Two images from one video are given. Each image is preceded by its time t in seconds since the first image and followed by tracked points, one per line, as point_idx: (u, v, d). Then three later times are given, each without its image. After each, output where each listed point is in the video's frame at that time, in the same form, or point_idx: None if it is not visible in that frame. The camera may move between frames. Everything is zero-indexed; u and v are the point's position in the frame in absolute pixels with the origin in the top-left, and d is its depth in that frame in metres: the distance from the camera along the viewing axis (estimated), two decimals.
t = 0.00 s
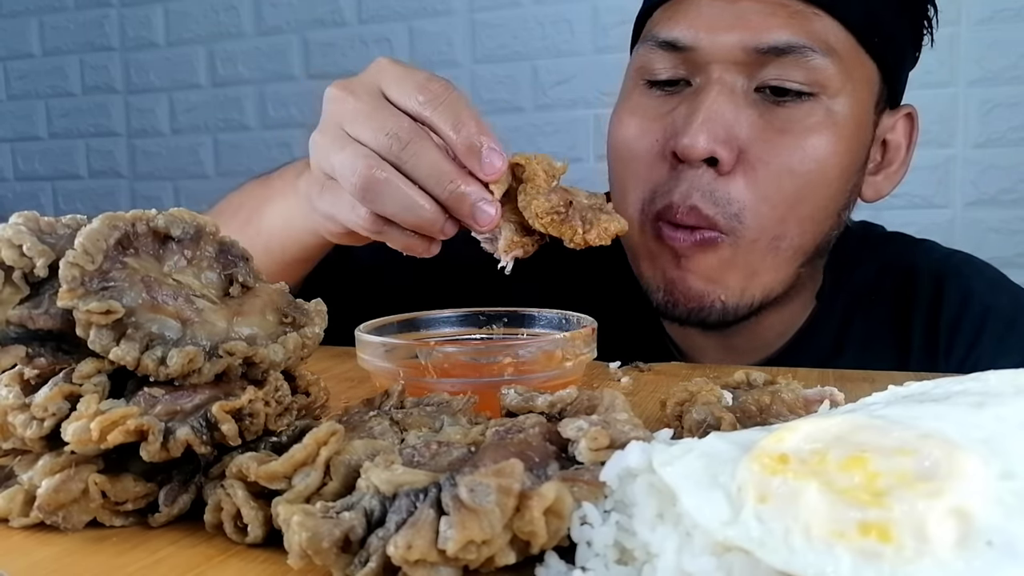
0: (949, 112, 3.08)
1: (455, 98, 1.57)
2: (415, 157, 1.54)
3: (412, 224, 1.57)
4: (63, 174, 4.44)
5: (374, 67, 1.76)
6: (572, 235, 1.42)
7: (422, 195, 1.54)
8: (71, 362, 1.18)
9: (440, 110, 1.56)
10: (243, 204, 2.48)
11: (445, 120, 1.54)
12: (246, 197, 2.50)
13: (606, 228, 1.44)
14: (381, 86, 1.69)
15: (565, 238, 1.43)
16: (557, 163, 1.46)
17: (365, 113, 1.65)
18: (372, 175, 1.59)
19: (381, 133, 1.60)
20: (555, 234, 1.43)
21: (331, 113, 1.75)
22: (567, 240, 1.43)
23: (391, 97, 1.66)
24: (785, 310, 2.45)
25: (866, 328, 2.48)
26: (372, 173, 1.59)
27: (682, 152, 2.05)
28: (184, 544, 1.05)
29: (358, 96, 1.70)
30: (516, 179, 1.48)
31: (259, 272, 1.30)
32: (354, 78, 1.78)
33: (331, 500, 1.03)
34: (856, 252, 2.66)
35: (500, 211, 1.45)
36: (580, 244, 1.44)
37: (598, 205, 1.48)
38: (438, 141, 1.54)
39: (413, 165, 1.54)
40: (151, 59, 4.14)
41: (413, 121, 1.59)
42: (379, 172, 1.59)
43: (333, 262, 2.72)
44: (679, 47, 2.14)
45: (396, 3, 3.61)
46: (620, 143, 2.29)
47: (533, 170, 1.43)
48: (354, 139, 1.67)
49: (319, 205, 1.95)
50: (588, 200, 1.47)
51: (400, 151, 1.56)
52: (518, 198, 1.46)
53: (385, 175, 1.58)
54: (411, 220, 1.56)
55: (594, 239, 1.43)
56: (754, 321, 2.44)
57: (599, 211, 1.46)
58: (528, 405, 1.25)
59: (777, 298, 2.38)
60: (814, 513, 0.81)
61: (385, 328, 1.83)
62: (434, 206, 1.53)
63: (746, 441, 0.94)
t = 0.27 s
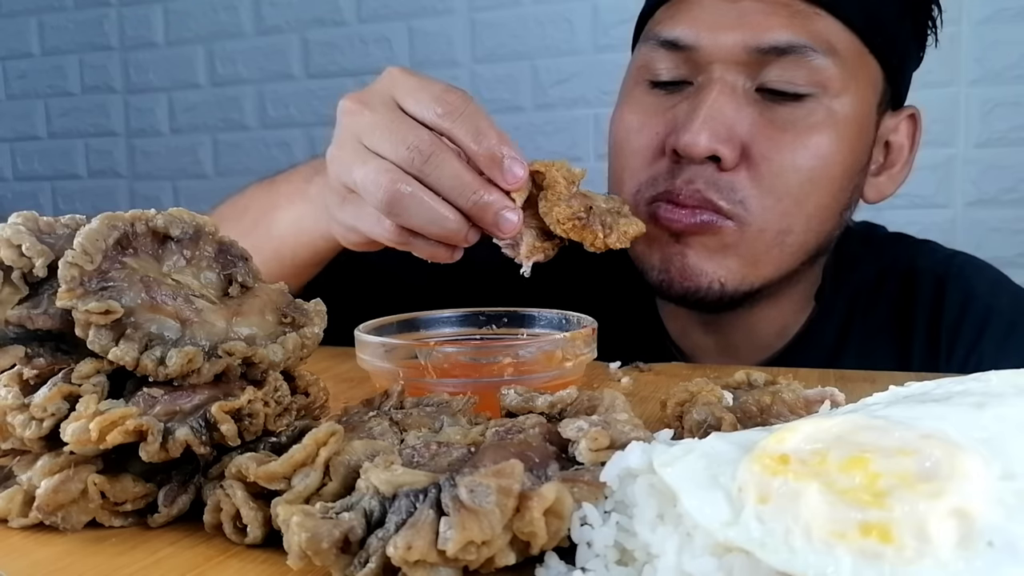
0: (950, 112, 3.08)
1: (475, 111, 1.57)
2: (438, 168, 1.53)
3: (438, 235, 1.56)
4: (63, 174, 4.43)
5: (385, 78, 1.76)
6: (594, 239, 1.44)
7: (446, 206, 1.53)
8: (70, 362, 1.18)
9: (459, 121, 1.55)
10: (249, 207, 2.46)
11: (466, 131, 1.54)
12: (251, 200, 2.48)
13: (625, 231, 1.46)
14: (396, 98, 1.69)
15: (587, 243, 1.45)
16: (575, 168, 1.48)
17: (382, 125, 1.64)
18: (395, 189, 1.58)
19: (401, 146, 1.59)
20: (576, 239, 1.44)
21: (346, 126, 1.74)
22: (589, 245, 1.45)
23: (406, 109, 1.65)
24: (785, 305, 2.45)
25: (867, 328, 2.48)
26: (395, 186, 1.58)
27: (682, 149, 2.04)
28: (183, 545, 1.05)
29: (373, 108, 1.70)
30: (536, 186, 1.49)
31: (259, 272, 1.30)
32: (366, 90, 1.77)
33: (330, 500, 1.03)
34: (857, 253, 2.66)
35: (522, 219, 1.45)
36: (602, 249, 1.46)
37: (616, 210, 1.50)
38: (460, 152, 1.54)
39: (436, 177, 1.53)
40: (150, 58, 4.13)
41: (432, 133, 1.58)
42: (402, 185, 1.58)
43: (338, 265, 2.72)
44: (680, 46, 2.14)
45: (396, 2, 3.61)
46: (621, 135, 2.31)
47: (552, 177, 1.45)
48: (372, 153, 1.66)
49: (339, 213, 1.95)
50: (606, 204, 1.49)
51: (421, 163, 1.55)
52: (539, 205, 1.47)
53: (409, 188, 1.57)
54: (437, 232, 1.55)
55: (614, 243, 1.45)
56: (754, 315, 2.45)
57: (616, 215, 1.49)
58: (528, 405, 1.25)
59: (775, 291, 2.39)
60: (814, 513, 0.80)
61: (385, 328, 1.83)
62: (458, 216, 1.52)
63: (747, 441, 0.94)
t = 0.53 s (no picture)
0: (949, 112, 3.08)
1: (522, 126, 1.59)
2: (492, 185, 1.56)
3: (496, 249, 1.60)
4: (63, 174, 4.43)
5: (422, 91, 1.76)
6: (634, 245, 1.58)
7: (502, 221, 1.57)
8: (70, 363, 1.18)
9: (507, 137, 1.58)
10: (264, 212, 2.45)
11: (515, 148, 1.56)
12: (267, 204, 2.46)
13: (662, 236, 1.62)
14: (438, 113, 1.70)
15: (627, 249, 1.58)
16: (614, 179, 1.58)
17: (427, 142, 1.66)
18: (450, 207, 1.61)
19: (452, 163, 1.62)
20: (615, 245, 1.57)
21: (389, 143, 1.75)
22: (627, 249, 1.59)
23: (450, 124, 1.67)
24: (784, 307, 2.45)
25: (867, 328, 2.48)
26: (451, 204, 1.61)
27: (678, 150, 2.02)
28: (183, 545, 1.05)
29: (416, 125, 1.71)
30: (580, 197, 1.56)
31: (259, 272, 1.30)
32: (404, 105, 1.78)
33: (330, 500, 1.03)
34: (857, 253, 2.65)
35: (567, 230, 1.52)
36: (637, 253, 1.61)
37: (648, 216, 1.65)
38: (512, 168, 1.57)
39: (491, 194, 1.56)
40: (151, 58, 4.13)
41: (480, 149, 1.60)
42: (456, 202, 1.61)
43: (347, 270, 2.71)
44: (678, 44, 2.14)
45: (396, 2, 3.61)
46: (618, 138, 2.29)
47: (598, 190, 1.53)
48: (420, 169, 1.68)
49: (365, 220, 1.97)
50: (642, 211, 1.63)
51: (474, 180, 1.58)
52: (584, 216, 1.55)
53: (465, 206, 1.60)
54: (493, 246, 1.59)
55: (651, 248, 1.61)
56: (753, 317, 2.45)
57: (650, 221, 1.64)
58: (528, 405, 1.25)
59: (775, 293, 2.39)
60: (814, 513, 0.80)
61: (385, 328, 1.83)
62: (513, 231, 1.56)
63: (747, 441, 0.94)
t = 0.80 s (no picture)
0: (949, 112, 3.08)
1: (546, 136, 1.60)
2: (519, 196, 1.58)
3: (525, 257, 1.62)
4: (63, 174, 4.43)
5: (444, 103, 1.77)
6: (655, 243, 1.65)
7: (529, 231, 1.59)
8: (70, 362, 1.18)
9: (532, 148, 1.59)
10: (272, 216, 2.43)
11: (540, 158, 1.58)
12: (275, 208, 2.44)
13: (681, 231, 1.69)
14: (461, 124, 1.71)
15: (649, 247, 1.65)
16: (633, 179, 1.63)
17: (453, 155, 1.68)
18: (478, 218, 1.63)
19: (478, 175, 1.64)
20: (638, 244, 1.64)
21: (415, 156, 1.77)
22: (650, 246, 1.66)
23: (474, 135, 1.68)
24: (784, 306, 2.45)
25: (867, 329, 2.48)
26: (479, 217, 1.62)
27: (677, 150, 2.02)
28: (183, 545, 1.05)
29: (441, 138, 1.73)
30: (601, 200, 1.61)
31: (259, 272, 1.30)
32: (428, 118, 1.80)
33: (330, 500, 1.03)
34: (857, 253, 2.65)
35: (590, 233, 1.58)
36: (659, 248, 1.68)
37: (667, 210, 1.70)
38: (537, 178, 1.59)
39: (518, 205, 1.58)
40: (151, 58, 4.13)
41: (505, 161, 1.62)
42: (484, 214, 1.62)
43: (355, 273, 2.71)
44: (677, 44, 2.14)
45: (396, 2, 3.61)
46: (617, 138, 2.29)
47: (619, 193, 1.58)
48: (446, 182, 1.70)
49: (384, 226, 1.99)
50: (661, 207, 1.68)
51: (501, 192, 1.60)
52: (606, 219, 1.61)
53: (492, 217, 1.62)
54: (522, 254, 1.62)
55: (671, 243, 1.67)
56: (753, 316, 2.44)
57: (670, 217, 1.69)
58: (528, 405, 1.25)
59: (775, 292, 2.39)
60: (814, 513, 0.80)
61: (385, 328, 1.83)
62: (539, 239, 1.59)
63: (747, 441, 0.94)
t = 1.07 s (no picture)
0: (949, 112, 3.08)
1: (585, 152, 1.64)
2: (561, 212, 1.62)
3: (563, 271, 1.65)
4: (63, 174, 4.43)
5: (476, 118, 1.79)
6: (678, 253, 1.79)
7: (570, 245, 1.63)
8: (70, 362, 1.18)
9: (574, 165, 1.63)
10: (278, 220, 2.43)
11: (582, 175, 1.62)
12: (281, 212, 2.44)
13: (699, 242, 1.84)
14: (497, 141, 1.73)
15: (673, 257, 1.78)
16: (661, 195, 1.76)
17: (491, 171, 1.70)
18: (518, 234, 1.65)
19: (519, 192, 1.66)
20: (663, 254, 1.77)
21: (450, 173, 1.78)
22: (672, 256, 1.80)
23: (512, 152, 1.71)
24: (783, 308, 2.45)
25: (866, 329, 2.48)
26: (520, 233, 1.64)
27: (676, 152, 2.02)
28: (183, 545, 1.05)
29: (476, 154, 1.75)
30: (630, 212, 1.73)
31: (259, 272, 1.29)
32: (459, 133, 1.81)
33: (330, 500, 1.03)
34: (856, 253, 2.65)
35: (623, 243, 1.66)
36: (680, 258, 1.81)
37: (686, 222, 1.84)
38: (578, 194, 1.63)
39: (560, 220, 1.62)
40: (151, 58, 4.13)
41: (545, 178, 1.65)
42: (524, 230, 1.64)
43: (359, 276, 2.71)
44: (676, 45, 2.14)
45: (396, 3, 3.61)
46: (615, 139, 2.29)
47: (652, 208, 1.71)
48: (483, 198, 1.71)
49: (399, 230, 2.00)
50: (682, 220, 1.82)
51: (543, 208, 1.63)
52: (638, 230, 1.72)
53: (533, 232, 1.63)
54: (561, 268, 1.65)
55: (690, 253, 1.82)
56: (753, 317, 2.44)
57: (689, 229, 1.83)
58: (528, 405, 1.25)
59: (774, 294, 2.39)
60: (814, 513, 0.80)
61: (384, 328, 1.83)
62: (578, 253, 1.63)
63: (747, 441, 0.94)
